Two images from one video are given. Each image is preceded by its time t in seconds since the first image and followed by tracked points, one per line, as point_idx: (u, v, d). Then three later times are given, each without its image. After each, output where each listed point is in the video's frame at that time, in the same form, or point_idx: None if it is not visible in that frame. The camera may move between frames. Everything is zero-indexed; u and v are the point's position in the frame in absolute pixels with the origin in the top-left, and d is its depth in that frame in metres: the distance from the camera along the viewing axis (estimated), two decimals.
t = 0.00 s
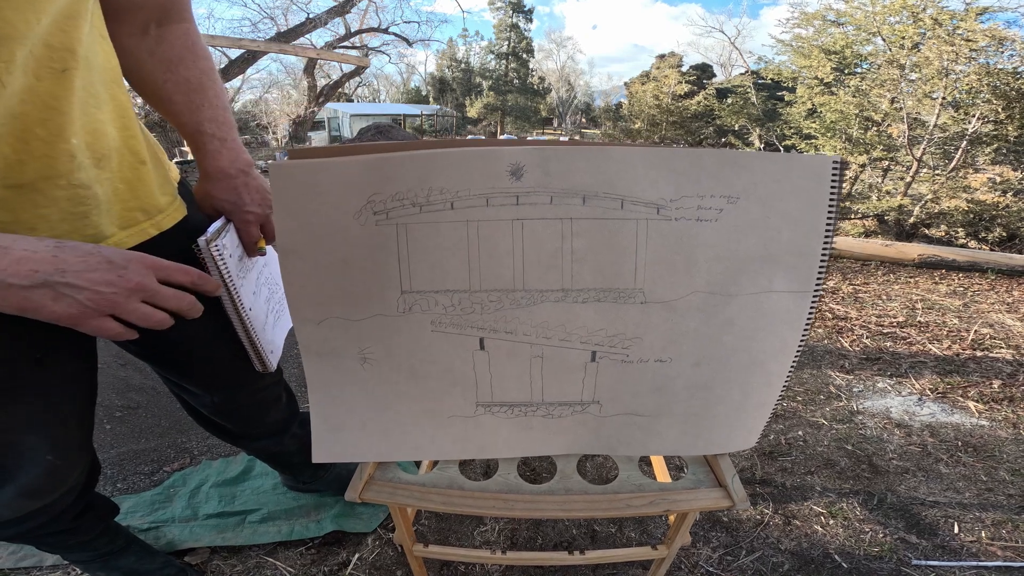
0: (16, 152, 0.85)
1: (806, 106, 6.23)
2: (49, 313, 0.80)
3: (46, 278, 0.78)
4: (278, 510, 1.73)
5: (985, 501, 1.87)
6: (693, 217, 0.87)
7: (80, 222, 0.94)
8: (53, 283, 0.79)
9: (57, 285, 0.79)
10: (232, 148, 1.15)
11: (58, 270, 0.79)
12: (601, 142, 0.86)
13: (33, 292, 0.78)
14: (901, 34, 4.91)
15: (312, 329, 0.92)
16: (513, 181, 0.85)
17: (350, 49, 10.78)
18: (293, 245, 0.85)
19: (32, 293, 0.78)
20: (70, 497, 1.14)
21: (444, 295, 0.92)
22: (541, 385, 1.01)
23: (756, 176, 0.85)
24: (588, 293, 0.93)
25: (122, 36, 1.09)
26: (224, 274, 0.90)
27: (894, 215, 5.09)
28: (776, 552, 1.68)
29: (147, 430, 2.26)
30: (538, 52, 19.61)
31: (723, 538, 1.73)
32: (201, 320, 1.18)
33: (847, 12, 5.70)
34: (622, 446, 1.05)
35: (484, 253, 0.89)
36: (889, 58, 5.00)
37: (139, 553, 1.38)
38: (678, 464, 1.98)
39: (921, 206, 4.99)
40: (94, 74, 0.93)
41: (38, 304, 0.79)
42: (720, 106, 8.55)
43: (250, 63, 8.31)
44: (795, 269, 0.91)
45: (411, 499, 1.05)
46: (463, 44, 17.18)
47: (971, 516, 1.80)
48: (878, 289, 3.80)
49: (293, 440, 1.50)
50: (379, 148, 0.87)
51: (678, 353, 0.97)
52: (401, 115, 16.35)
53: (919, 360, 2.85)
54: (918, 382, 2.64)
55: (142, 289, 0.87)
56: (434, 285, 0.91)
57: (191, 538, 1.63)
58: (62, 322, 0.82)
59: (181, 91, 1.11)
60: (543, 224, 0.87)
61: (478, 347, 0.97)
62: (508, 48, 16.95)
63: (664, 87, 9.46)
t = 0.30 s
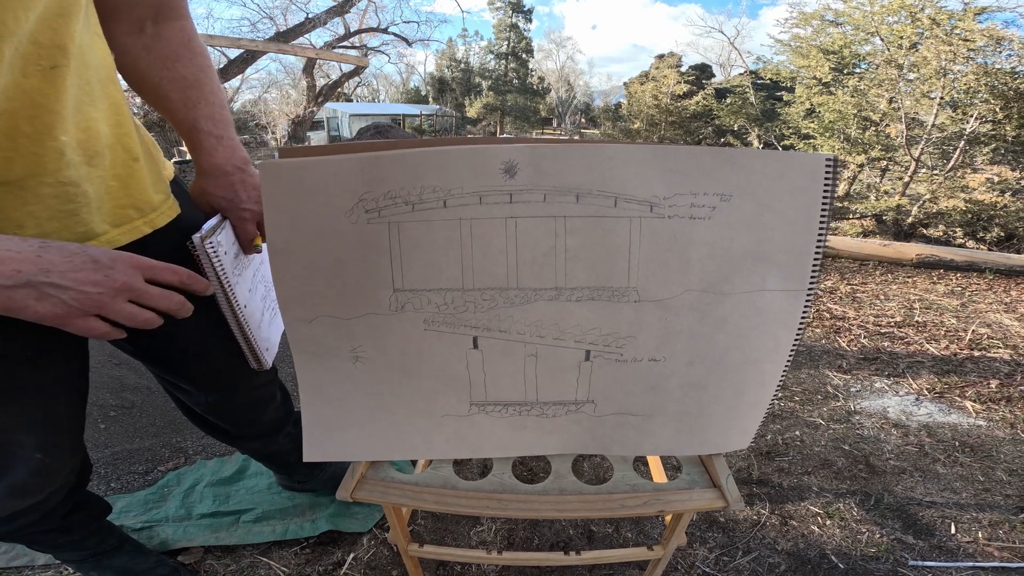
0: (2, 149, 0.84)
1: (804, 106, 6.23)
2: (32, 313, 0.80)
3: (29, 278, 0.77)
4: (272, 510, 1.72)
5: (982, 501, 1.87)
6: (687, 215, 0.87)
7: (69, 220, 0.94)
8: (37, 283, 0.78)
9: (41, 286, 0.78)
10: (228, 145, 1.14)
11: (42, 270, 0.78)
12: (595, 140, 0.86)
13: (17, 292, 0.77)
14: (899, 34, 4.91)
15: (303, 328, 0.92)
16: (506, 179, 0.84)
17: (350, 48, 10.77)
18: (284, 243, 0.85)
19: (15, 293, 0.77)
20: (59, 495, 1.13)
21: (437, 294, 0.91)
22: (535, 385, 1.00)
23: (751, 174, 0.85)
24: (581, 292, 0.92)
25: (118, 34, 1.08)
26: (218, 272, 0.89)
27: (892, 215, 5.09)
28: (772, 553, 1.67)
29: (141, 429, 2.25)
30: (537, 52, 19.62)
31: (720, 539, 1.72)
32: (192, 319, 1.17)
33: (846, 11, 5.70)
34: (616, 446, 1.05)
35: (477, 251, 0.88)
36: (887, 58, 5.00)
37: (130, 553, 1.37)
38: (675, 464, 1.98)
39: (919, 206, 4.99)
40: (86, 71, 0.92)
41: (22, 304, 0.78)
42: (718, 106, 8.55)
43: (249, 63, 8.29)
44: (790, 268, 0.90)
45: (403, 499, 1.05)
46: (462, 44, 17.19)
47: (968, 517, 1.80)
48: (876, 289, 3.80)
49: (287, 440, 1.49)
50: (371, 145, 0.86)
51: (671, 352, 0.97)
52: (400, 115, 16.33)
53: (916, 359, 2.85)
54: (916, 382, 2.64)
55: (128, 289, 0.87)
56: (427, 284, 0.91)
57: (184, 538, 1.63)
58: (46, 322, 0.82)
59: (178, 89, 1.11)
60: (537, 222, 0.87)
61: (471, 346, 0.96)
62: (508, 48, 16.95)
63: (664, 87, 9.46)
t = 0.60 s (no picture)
0: None
1: (804, 106, 6.23)
2: (43, 305, 0.79)
3: (39, 269, 0.77)
4: (270, 510, 1.71)
5: (982, 502, 1.86)
6: (687, 215, 0.86)
7: (67, 218, 0.93)
8: (47, 274, 0.77)
9: (51, 276, 0.78)
10: (227, 144, 1.14)
11: (51, 260, 0.77)
12: (595, 139, 0.85)
13: (27, 283, 0.76)
14: (899, 34, 4.91)
15: (301, 328, 0.91)
16: (505, 178, 0.83)
17: (350, 48, 10.76)
18: (282, 243, 0.84)
19: (25, 284, 0.76)
20: (57, 494, 1.12)
21: (435, 294, 0.91)
22: (534, 385, 1.00)
23: (751, 173, 0.84)
24: (581, 292, 0.91)
25: (117, 32, 1.07)
26: (220, 269, 0.89)
27: (892, 216, 5.08)
28: (772, 554, 1.67)
29: (138, 430, 2.24)
30: (537, 52, 19.62)
31: (720, 540, 1.72)
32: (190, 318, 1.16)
33: (845, 12, 5.70)
34: (616, 447, 1.04)
35: (475, 251, 0.88)
36: (887, 58, 5.00)
37: (128, 553, 1.36)
38: (675, 465, 1.98)
39: (919, 206, 4.98)
40: (84, 70, 0.92)
41: (33, 295, 0.77)
42: (718, 106, 8.55)
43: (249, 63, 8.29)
44: (791, 268, 0.90)
45: (401, 500, 1.04)
46: (462, 44, 17.18)
47: (968, 518, 1.79)
48: (876, 290, 3.80)
49: (285, 440, 1.48)
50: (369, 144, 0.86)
51: (672, 352, 0.96)
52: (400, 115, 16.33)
53: (916, 360, 2.84)
54: (916, 382, 2.63)
55: (138, 281, 0.86)
56: (426, 284, 0.90)
57: (182, 538, 1.62)
58: (57, 314, 0.81)
59: (177, 88, 1.10)
60: (536, 222, 0.86)
61: (470, 347, 0.96)
62: (508, 48, 16.96)
63: (664, 87, 9.46)
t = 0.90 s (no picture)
0: None
1: (804, 106, 6.22)
2: (44, 304, 0.79)
3: (40, 268, 0.76)
4: (271, 511, 1.71)
5: (982, 503, 1.86)
6: (691, 216, 0.86)
7: (67, 219, 0.92)
8: (48, 274, 0.77)
9: (52, 276, 0.78)
10: (226, 145, 1.14)
11: (52, 260, 0.77)
12: (599, 140, 0.85)
13: (28, 282, 0.76)
14: (899, 34, 4.91)
15: (302, 329, 0.91)
16: (508, 179, 0.83)
17: (350, 48, 10.75)
18: (285, 244, 0.84)
19: (27, 284, 0.76)
20: (57, 495, 1.13)
21: (437, 295, 0.91)
22: (537, 387, 1.00)
23: (756, 174, 0.84)
24: (584, 293, 0.91)
25: (117, 33, 1.07)
26: (215, 270, 0.88)
27: (892, 216, 5.08)
28: (773, 554, 1.67)
29: (138, 430, 2.24)
30: (537, 52, 19.63)
31: (721, 540, 1.72)
32: (190, 318, 1.16)
33: (846, 12, 5.70)
34: (619, 449, 1.04)
35: (478, 252, 0.88)
36: (888, 58, 5.00)
37: (127, 554, 1.36)
38: (675, 465, 1.98)
39: (919, 206, 4.98)
40: (85, 71, 0.92)
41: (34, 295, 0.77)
42: (718, 106, 8.55)
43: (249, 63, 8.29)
44: (794, 270, 0.90)
45: (403, 502, 1.04)
46: (462, 44, 17.17)
47: (968, 518, 1.79)
48: (876, 290, 3.80)
49: (285, 440, 1.48)
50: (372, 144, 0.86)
51: (675, 354, 0.96)
52: (399, 115, 16.32)
53: (916, 361, 2.84)
54: (916, 383, 2.63)
55: (138, 280, 0.86)
56: (428, 285, 0.90)
57: (182, 539, 1.62)
58: (57, 313, 0.81)
59: (176, 88, 1.10)
60: (539, 223, 0.86)
61: (472, 348, 0.95)
62: (508, 48, 16.96)
63: (664, 87, 9.45)
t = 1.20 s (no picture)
0: None
1: (803, 107, 6.23)
2: (42, 306, 0.78)
3: (38, 270, 0.76)
4: (272, 513, 1.71)
5: (983, 504, 1.86)
6: (696, 219, 0.86)
7: (68, 220, 0.92)
8: (47, 275, 0.77)
9: (50, 277, 0.78)
10: (225, 146, 1.13)
11: (50, 261, 0.77)
12: (603, 142, 0.85)
13: (25, 284, 0.76)
14: (900, 35, 4.92)
15: (304, 331, 0.91)
16: (512, 181, 0.83)
17: (350, 48, 10.75)
18: (287, 246, 0.84)
19: (24, 285, 0.76)
20: (57, 497, 1.12)
21: (440, 298, 0.90)
22: (540, 389, 0.99)
23: (761, 176, 0.84)
24: (588, 295, 0.91)
25: (115, 34, 1.07)
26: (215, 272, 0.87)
27: (892, 216, 5.06)
28: (774, 556, 1.67)
29: (138, 432, 2.24)
30: (537, 52, 19.63)
31: (722, 541, 1.71)
32: (191, 319, 1.16)
33: (846, 13, 5.70)
34: (622, 451, 1.04)
35: (481, 254, 0.87)
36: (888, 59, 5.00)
37: (128, 556, 1.35)
38: (676, 467, 1.98)
39: (918, 207, 4.98)
40: (84, 72, 0.92)
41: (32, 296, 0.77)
42: (717, 106, 8.55)
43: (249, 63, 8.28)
44: (798, 272, 0.89)
45: (406, 505, 1.04)
46: (462, 45, 17.18)
47: (969, 519, 1.79)
48: (876, 291, 3.80)
49: (286, 441, 1.48)
50: (375, 146, 0.86)
51: (679, 356, 0.96)
52: (399, 115, 16.31)
53: (916, 361, 2.84)
54: (917, 384, 2.63)
55: (137, 281, 0.85)
56: (431, 287, 0.90)
57: (183, 541, 1.61)
58: (55, 315, 0.80)
59: (174, 89, 1.10)
60: (543, 225, 0.86)
61: (475, 350, 0.95)
62: (507, 49, 16.96)
63: (664, 88, 9.46)
